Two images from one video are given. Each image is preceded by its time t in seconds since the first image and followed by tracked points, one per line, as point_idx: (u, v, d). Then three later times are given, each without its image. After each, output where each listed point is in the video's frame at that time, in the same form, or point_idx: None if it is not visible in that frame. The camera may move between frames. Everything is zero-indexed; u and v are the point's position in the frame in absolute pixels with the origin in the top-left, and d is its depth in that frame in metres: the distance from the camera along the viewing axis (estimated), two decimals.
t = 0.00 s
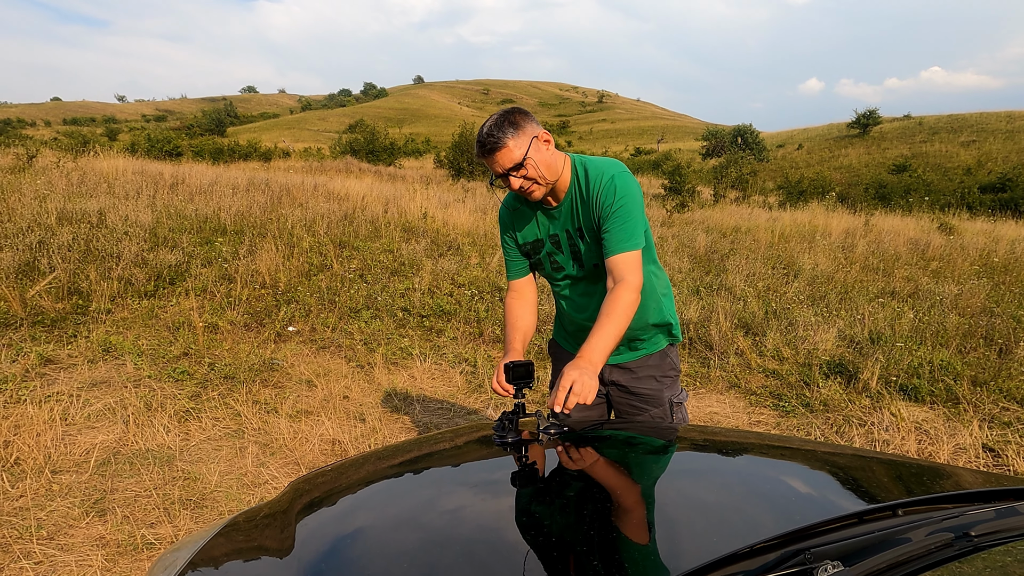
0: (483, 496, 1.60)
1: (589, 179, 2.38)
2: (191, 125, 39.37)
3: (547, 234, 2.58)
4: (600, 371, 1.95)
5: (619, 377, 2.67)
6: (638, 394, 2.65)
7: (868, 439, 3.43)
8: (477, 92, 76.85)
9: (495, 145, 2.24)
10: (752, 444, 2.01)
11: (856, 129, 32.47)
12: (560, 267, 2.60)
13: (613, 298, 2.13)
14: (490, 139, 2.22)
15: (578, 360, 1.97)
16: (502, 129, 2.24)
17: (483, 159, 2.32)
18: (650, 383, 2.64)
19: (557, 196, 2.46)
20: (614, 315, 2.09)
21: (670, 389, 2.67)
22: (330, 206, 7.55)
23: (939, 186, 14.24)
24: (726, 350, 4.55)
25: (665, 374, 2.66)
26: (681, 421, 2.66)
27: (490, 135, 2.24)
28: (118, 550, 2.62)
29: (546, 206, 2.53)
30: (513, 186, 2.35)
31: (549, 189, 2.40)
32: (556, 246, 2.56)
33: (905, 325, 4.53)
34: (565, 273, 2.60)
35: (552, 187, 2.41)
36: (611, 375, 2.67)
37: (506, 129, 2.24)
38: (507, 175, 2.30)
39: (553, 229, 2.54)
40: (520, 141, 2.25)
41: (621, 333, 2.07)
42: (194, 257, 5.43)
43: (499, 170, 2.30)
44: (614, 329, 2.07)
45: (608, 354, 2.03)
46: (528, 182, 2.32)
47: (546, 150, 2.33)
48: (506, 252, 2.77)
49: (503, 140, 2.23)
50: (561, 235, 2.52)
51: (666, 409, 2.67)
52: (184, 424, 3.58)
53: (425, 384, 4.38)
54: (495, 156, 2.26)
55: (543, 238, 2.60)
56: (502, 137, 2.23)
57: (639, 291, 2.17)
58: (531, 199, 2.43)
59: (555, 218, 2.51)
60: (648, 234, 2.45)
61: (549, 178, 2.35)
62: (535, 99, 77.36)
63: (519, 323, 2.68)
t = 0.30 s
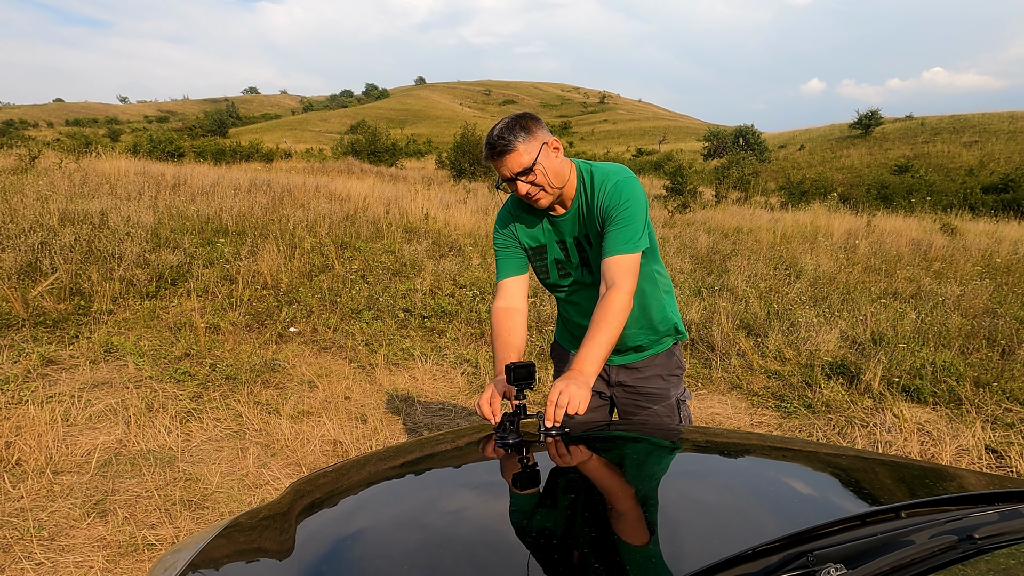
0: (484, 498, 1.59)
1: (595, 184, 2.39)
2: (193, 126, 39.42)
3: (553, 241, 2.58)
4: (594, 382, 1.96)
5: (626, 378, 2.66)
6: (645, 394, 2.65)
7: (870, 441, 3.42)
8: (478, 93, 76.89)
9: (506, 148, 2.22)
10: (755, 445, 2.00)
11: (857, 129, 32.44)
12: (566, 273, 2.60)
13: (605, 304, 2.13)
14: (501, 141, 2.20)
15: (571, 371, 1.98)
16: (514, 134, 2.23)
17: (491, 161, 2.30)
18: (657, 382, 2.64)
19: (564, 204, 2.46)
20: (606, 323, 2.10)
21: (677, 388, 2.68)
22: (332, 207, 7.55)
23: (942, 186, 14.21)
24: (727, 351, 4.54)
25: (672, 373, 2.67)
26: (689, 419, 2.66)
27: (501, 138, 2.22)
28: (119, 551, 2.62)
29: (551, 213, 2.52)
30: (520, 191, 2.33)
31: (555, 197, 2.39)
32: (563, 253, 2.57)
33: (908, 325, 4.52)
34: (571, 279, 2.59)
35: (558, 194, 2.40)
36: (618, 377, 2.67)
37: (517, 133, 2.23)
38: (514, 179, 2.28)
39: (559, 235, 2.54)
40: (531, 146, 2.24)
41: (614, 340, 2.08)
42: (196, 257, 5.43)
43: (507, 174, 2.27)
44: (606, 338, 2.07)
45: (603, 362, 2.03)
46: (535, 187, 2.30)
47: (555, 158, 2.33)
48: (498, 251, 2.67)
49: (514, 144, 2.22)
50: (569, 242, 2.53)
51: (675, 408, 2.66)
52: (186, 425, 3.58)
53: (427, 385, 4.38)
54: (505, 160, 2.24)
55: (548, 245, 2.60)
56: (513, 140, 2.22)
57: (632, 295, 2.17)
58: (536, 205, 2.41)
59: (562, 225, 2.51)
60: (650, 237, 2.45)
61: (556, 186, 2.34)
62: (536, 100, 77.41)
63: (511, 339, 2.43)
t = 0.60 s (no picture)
0: (485, 498, 1.58)
1: (598, 183, 2.39)
2: (195, 127, 39.47)
3: (554, 241, 2.57)
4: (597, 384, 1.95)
5: (627, 378, 2.66)
6: (647, 393, 2.64)
7: (872, 440, 3.41)
8: (479, 94, 76.95)
9: (526, 117, 2.28)
10: (757, 445, 1.99)
11: (859, 130, 32.44)
12: (567, 273, 2.58)
13: (609, 307, 2.13)
14: (521, 110, 2.27)
15: (574, 372, 1.97)
16: (535, 108, 2.32)
17: (505, 135, 2.32)
18: (659, 382, 2.64)
19: (566, 203, 2.46)
20: (610, 325, 2.09)
21: (678, 387, 2.67)
22: (333, 207, 7.55)
23: (944, 186, 14.19)
24: (729, 352, 4.53)
25: (674, 372, 2.67)
26: (691, 418, 2.66)
27: (523, 108, 2.30)
28: (121, 551, 2.61)
29: (554, 212, 2.51)
30: (531, 164, 2.29)
31: (563, 182, 2.35)
32: (564, 253, 2.56)
33: (910, 325, 4.51)
34: (572, 280, 2.58)
35: (566, 181, 2.36)
36: (619, 377, 2.67)
37: (538, 110, 2.32)
38: (529, 149, 2.27)
39: (561, 235, 2.53)
40: (547, 123, 2.32)
41: (618, 343, 2.07)
42: (197, 258, 5.44)
43: (523, 143, 2.28)
44: (610, 340, 2.07)
45: (606, 364, 2.02)
46: (549, 161, 2.28)
47: (566, 146, 2.37)
48: (498, 253, 2.63)
49: (535, 115, 2.29)
50: (571, 242, 2.52)
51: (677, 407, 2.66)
52: (187, 425, 3.58)
53: (428, 385, 4.37)
54: (523, 127, 2.27)
55: (549, 246, 2.58)
56: (531, 113, 2.29)
57: (635, 297, 2.16)
58: (544, 187, 2.33)
59: (564, 225, 2.51)
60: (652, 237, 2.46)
61: (566, 170, 2.34)
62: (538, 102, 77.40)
63: (512, 342, 2.36)
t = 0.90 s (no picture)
0: (486, 498, 1.58)
1: (597, 182, 2.39)
2: (196, 128, 39.51)
3: (552, 241, 2.56)
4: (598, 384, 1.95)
5: (626, 379, 2.66)
6: (646, 394, 2.64)
7: (873, 440, 3.40)
8: (480, 95, 76.97)
9: (529, 112, 2.27)
10: (758, 445, 1.99)
11: (859, 130, 32.44)
12: (565, 273, 2.58)
13: (611, 308, 2.13)
14: (524, 106, 2.26)
15: (575, 372, 1.97)
16: (538, 105, 2.32)
17: (507, 131, 2.31)
18: (658, 382, 2.64)
19: (565, 203, 2.46)
20: (611, 326, 2.09)
21: (677, 386, 2.68)
22: (334, 208, 7.55)
23: (944, 186, 14.19)
24: (730, 352, 4.53)
25: (673, 372, 2.68)
26: (691, 418, 2.67)
27: (526, 103, 2.30)
28: (121, 551, 2.61)
29: (552, 212, 2.51)
30: (532, 161, 2.28)
31: (563, 181, 2.35)
32: (562, 253, 2.55)
33: (911, 325, 4.51)
34: (571, 280, 2.58)
35: (566, 180, 2.36)
36: (618, 378, 2.66)
37: (540, 106, 2.33)
38: (531, 146, 2.27)
39: (560, 235, 2.53)
40: (549, 121, 2.32)
41: (619, 343, 2.07)
42: (198, 258, 5.44)
43: (524, 138, 2.27)
44: (612, 340, 2.07)
45: (607, 365, 2.02)
46: (549, 159, 2.28)
47: (566, 145, 2.38)
48: (493, 254, 2.62)
49: (537, 111, 2.29)
50: (569, 242, 2.52)
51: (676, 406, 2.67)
52: (188, 426, 3.58)
53: (428, 385, 4.37)
54: (525, 122, 2.27)
55: (547, 246, 2.57)
56: (534, 110, 2.29)
57: (637, 299, 2.16)
58: (544, 185, 2.33)
59: (562, 224, 2.50)
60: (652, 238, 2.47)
61: (566, 169, 2.34)
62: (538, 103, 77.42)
63: (504, 340, 2.38)
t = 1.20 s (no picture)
0: (486, 498, 1.58)
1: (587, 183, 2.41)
2: (196, 129, 39.55)
3: (545, 243, 2.55)
4: (595, 383, 1.95)
5: (624, 377, 2.64)
6: (645, 389, 2.64)
7: (874, 440, 3.39)
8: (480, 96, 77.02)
9: (519, 115, 2.28)
10: (758, 444, 1.99)
11: (860, 130, 32.44)
12: (559, 276, 2.57)
13: (604, 308, 2.13)
14: (514, 109, 2.27)
15: (571, 373, 1.97)
16: (528, 108, 2.33)
17: (498, 133, 2.31)
18: (656, 377, 2.65)
19: (556, 204, 2.45)
20: (606, 325, 2.09)
21: (673, 380, 2.69)
22: (334, 209, 7.55)
23: (945, 186, 14.18)
24: (731, 352, 4.52)
25: (668, 366, 2.69)
26: (688, 412, 2.68)
27: (517, 106, 2.30)
28: (122, 552, 2.61)
29: (542, 214, 2.50)
30: (524, 163, 2.28)
31: (555, 183, 2.34)
32: (556, 256, 2.54)
33: (911, 325, 4.50)
34: (565, 282, 2.57)
35: (557, 183, 2.36)
36: (617, 377, 2.64)
37: (531, 110, 2.34)
38: (522, 148, 2.27)
39: (552, 237, 2.53)
40: (539, 123, 2.33)
41: (615, 342, 2.07)
42: (198, 259, 5.44)
43: (516, 141, 2.27)
44: (607, 339, 2.07)
45: (603, 364, 2.02)
46: (541, 162, 2.28)
47: (558, 148, 2.38)
48: (481, 256, 2.57)
49: (528, 114, 2.30)
50: (562, 243, 2.52)
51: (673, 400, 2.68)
52: (188, 427, 3.57)
53: (429, 386, 4.37)
54: (516, 125, 2.27)
55: (539, 249, 2.56)
56: (524, 113, 2.30)
57: (631, 298, 2.17)
58: (535, 188, 2.32)
59: (554, 226, 2.50)
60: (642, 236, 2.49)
61: (557, 172, 2.34)
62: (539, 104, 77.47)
63: (485, 340, 2.30)
